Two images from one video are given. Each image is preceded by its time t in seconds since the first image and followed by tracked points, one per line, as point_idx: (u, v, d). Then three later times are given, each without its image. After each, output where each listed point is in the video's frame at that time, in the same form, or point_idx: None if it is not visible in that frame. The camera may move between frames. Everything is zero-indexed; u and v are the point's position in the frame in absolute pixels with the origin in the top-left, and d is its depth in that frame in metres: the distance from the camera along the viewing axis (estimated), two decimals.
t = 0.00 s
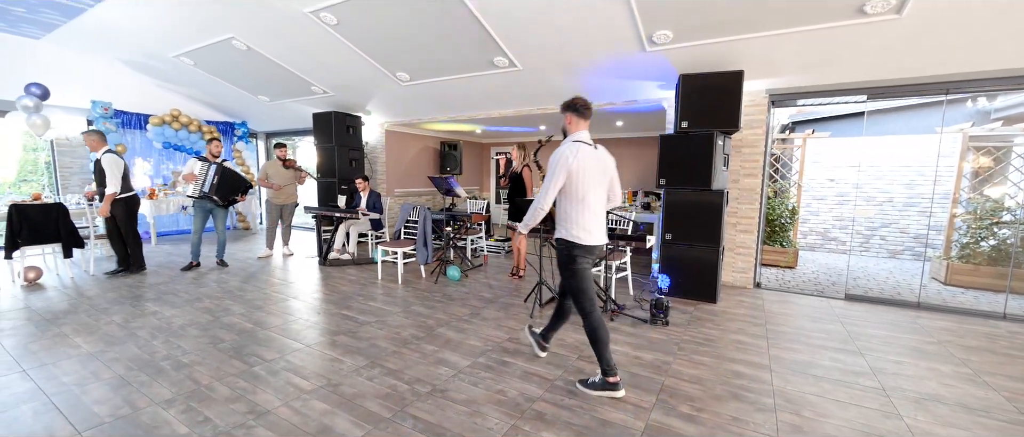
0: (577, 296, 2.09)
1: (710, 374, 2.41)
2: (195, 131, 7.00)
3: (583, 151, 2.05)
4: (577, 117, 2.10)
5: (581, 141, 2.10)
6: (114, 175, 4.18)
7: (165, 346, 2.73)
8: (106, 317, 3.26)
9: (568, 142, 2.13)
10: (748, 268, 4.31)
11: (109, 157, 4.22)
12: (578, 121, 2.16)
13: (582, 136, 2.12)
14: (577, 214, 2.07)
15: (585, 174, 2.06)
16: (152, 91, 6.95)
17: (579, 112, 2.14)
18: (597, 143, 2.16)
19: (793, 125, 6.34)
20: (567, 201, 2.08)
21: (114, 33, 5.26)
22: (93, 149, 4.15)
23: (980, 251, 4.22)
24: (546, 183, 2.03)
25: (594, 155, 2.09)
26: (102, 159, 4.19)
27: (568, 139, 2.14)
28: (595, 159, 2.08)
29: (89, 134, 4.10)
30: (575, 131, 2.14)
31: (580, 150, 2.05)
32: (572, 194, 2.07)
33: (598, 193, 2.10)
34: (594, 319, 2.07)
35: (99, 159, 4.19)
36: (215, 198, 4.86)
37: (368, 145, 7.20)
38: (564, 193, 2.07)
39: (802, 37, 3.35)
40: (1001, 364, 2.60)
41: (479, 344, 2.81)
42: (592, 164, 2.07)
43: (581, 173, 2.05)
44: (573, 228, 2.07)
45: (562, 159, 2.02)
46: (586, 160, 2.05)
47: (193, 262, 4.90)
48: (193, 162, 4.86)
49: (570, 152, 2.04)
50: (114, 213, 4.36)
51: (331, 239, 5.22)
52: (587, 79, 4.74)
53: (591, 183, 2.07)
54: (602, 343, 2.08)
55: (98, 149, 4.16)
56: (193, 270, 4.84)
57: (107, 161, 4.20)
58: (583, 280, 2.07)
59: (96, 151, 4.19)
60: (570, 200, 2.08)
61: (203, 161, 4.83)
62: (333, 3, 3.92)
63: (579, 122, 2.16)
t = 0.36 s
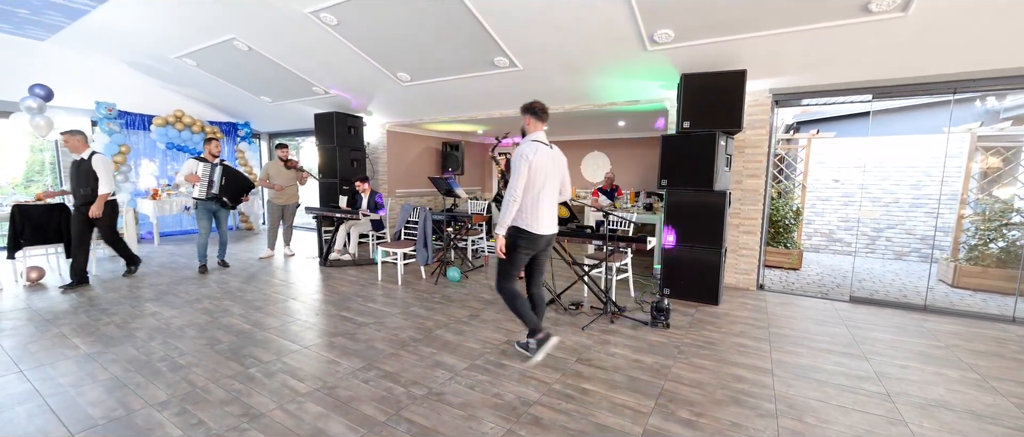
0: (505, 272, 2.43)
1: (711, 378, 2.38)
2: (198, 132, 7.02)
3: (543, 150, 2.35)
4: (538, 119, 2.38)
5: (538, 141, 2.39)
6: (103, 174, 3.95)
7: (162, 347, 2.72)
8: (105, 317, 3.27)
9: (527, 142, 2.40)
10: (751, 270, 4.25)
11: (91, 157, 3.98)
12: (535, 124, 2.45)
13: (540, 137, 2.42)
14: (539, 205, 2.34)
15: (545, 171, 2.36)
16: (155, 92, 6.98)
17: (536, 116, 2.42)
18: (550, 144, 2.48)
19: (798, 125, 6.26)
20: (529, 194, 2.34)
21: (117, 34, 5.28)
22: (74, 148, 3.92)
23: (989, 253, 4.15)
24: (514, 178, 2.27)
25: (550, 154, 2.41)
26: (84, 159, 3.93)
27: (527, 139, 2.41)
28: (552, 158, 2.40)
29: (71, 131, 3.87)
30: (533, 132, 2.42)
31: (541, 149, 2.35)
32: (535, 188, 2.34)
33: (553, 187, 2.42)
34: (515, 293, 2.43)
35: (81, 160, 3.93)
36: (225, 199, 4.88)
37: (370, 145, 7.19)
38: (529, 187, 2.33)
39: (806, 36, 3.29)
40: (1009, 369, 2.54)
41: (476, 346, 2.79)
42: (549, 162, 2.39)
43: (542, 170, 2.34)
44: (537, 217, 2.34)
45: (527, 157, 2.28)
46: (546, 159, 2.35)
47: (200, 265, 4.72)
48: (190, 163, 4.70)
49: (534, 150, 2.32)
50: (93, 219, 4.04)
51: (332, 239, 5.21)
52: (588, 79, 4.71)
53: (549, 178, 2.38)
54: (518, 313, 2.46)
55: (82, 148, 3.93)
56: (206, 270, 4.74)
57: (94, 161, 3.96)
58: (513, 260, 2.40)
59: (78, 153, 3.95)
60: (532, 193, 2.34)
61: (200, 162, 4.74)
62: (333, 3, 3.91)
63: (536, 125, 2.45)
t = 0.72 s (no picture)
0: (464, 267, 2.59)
1: (711, 382, 2.32)
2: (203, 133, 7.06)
3: (498, 155, 2.46)
4: (492, 126, 2.47)
5: (493, 147, 2.49)
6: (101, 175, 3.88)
7: (161, 347, 2.73)
8: (106, 317, 3.29)
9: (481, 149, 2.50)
10: (756, 271, 4.18)
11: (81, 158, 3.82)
12: (489, 130, 2.53)
13: (495, 142, 2.52)
14: (499, 208, 2.47)
15: (502, 175, 2.47)
16: (160, 92, 7.04)
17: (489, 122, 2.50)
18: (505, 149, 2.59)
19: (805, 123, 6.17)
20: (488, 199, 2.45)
21: (121, 35, 5.32)
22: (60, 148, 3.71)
23: (1003, 254, 4.06)
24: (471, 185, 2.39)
25: (506, 159, 2.51)
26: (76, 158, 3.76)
27: (482, 146, 2.51)
28: (507, 162, 2.51)
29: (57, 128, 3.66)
30: (487, 139, 2.51)
31: (496, 154, 2.46)
32: (493, 192, 2.46)
33: (512, 189, 2.55)
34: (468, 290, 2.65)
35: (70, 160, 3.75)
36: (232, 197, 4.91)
37: (373, 145, 7.20)
38: (489, 192, 2.44)
39: (812, 31, 3.22)
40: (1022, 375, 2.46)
41: (473, 348, 2.76)
42: (505, 166, 2.50)
43: (499, 174, 2.45)
44: (498, 219, 2.47)
45: (481, 163, 2.39)
46: (501, 163, 2.46)
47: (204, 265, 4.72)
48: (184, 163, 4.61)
49: (488, 156, 2.43)
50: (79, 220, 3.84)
51: (334, 239, 5.22)
52: (589, 77, 4.66)
53: (507, 181, 2.50)
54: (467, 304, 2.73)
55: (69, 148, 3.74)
56: (210, 270, 4.76)
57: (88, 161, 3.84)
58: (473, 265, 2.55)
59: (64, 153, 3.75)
60: (490, 198, 2.45)
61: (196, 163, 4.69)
62: (333, 3, 3.89)
63: (490, 131, 2.54)
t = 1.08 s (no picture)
0: (440, 263, 2.86)
1: (710, 388, 2.27)
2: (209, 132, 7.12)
3: (449, 152, 2.76)
4: (447, 125, 2.77)
5: (450, 145, 2.80)
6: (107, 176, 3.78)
7: (158, 346, 2.74)
8: (108, 316, 3.32)
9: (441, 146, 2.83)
10: (761, 272, 4.09)
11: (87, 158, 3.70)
12: (451, 130, 2.85)
13: (451, 141, 2.82)
14: (448, 200, 2.75)
15: (453, 170, 2.76)
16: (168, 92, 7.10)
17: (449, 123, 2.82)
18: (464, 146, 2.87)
19: (814, 121, 6.05)
20: (437, 190, 2.76)
21: (128, 36, 5.37)
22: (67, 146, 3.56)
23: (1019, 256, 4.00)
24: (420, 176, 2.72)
25: (460, 156, 2.80)
26: (84, 157, 3.64)
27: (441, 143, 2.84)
28: (460, 159, 2.79)
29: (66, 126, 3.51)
30: (448, 137, 2.82)
31: (448, 152, 2.77)
32: (442, 184, 2.76)
33: (464, 184, 2.81)
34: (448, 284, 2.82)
35: (78, 159, 3.62)
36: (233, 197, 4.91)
37: (376, 144, 7.21)
38: (438, 185, 2.77)
39: (818, 27, 3.13)
40: None
41: (469, 350, 2.72)
42: (457, 162, 2.79)
43: (449, 169, 2.75)
44: (445, 209, 2.74)
45: (432, 158, 2.72)
46: (452, 159, 2.75)
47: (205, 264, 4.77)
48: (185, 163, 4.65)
49: (440, 152, 2.75)
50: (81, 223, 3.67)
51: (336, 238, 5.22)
52: (592, 75, 4.60)
53: (458, 176, 2.78)
54: (452, 301, 2.85)
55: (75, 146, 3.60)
56: (213, 269, 4.80)
57: (94, 161, 3.73)
58: (443, 255, 2.79)
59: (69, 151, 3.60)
60: (439, 189, 2.76)
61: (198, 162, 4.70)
62: (333, 2, 3.88)
63: (450, 130, 2.85)
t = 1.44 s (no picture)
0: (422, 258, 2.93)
1: (719, 393, 2.19)
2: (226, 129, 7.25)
3: (432, 153, 2.90)
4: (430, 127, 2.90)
5: (433, 147, 2.93)
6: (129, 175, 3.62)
7: (169, 339, 2.80)
8: (125, 309, 3.41)
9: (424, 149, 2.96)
10: (778, 272, 3.95)
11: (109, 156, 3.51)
12: (434, 132, 2.98)
13: (435, 142, 2.95)
14: (427, 198, 2.88)
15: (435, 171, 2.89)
16: (187, 90, 7.26)
17: (433, 126, 2.94)
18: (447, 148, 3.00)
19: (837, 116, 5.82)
20: (419, 189, 2.89)
21: (147, 35, 5.49)
22: (90, 146, 3.34)
23: None
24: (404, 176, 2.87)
25: (443, 157, 2.93)
26: (108, 155, 3.47)
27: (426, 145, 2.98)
28: (442, 160, 2.93)
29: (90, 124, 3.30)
30: (431, 139, 2.95)
31: (431, 153, 2.90)
32: (424, 183, 2.89)
33: (444, 183, 2.94)
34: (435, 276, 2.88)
35: (103, 158, 3.44)
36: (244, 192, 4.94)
37: (388, 140, 7.25)
38: (419, 184, 2.90)
39: (840, 15, 2.97)
40: None
41: (473, 348, 2.70)
42: (439, 163, 2.91)
43: (430, 169, 2.88)
44: (426, 207, 2.87)
45: (415, 158, 2.86)
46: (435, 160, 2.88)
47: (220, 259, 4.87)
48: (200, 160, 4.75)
49: (423, 153, 2.88)
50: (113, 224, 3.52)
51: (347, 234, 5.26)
52: (604, 69, 4.51)
53: (438, 176, 2.91)
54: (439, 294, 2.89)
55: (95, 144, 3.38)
56: (226, 263, 4.88)
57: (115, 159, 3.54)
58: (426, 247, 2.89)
59: (91, 150, 3.39)
60: (421, 188, 2.89)
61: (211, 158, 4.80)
62: None
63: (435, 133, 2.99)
